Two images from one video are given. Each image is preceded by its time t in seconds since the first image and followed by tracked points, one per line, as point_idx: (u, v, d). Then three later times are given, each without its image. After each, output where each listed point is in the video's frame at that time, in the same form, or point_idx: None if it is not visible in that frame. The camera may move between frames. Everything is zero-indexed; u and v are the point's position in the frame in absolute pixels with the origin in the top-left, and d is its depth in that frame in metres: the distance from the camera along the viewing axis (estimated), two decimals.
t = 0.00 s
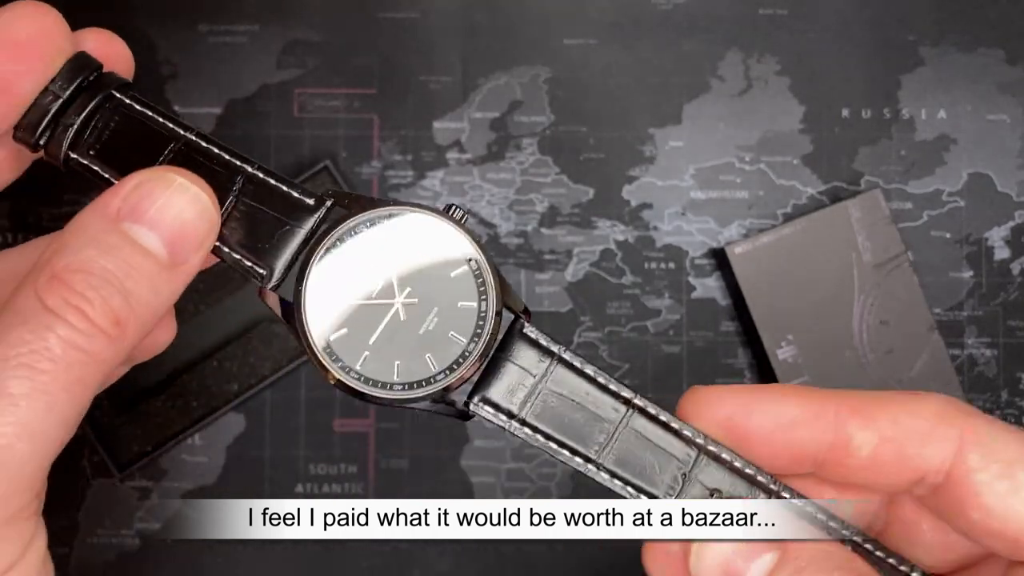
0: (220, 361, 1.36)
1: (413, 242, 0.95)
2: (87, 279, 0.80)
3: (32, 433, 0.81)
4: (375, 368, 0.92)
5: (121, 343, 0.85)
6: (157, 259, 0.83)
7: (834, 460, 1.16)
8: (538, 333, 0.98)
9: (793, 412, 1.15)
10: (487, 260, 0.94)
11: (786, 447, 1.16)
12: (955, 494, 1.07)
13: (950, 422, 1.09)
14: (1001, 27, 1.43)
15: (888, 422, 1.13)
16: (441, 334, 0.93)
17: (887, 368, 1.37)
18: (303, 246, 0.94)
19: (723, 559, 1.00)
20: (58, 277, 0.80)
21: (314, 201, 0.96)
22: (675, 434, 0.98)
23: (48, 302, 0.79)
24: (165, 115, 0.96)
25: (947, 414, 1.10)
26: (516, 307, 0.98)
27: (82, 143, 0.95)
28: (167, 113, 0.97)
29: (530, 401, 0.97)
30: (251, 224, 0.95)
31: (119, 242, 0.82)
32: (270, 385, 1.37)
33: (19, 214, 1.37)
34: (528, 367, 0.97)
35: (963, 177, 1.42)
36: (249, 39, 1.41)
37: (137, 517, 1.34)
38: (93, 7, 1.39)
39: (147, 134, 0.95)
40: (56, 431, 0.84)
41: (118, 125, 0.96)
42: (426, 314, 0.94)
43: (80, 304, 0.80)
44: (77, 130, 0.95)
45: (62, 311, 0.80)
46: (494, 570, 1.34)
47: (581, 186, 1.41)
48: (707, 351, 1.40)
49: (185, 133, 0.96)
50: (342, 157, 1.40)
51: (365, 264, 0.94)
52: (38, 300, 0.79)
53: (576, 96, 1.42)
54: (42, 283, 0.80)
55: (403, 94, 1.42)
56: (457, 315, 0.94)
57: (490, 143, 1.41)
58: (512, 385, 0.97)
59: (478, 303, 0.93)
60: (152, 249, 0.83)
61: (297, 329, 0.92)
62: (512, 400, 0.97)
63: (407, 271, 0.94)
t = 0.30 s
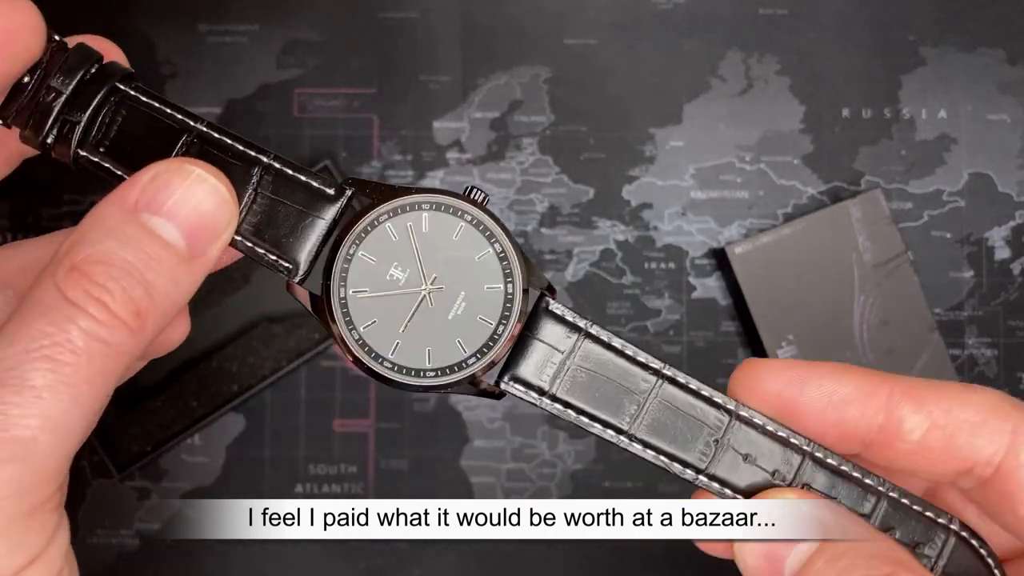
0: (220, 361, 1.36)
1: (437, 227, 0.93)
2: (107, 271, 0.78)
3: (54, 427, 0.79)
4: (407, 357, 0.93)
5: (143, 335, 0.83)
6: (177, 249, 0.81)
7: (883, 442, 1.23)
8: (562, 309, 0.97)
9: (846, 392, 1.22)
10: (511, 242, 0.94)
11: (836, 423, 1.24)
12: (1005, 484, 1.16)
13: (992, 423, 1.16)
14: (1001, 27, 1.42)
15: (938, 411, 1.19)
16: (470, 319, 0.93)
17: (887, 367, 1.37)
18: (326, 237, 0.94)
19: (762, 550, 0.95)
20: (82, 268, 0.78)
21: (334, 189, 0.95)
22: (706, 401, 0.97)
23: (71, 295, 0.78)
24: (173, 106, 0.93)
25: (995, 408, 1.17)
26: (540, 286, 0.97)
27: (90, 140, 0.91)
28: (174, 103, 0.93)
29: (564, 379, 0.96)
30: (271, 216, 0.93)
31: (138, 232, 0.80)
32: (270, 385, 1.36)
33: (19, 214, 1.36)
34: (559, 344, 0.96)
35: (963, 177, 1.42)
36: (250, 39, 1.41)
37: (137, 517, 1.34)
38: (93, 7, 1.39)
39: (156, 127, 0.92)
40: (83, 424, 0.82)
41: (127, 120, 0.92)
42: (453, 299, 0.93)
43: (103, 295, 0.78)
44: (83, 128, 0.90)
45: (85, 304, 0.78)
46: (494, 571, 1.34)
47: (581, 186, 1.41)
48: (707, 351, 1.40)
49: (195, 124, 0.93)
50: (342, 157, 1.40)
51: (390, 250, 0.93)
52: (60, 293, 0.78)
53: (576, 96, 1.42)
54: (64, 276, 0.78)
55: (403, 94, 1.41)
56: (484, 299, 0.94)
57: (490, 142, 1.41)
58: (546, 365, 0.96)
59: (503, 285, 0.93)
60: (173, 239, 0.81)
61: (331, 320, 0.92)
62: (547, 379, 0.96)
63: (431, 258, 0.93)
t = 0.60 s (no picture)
0: (220, 361, 1.35)
1: (429, 213, 0.93)
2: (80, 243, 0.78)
3: (19, 401, 0.78)
4: (396, 344, 0.92)
5: (117, 311, 0.83)
6: (154, 222, 0.81)
7: (875, 442, 1.22)
8: (552, 300, 0.96)
9: (838, 392, 1.21)
10: (502, 230, 0.93)
11: (828, 422, 1.24)
12: (995, 485, 1.13)
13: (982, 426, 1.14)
14: (1001, 27, 1.42)
15: (927, 411, 1.18)
16: (459, 307, 0.93)
17: (887, 367, 1.37)
18: (315, 220, 0.94)
19: (750, 550, 0.96)
20: (56, 238, 0.78)
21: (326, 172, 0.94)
22: (688, 393, 0.97)
23: (43, 266, 0.77)
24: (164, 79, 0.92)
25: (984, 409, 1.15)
26: (527, 274, 0.96)
27: (68, 108, 0.89)
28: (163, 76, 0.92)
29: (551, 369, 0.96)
30: (261, 197, 0.93)
31: (115, 204, 0.80)
32: (270, 385, 1.36)
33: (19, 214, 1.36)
34: (549, 335, 0.96)
35: (963, 177, 1.42)
36: (250, 39, 1.41)
37: (138, 517, 1.34)
38: (94, 6, 1.39)
39: (142, 99, 0.91)
40: (49, 399, 0.81)
41: (108, 90, 0.90)
42: (443, 286, 0.93)
43: (75, 267, 0.78)
44: (61, 95, 0.88)
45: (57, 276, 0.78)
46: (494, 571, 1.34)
47: (581, 186, 1.41)
48: (707, 351, 1.40)
49: (182, 97, 0.91)
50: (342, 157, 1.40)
51: (380, 236, 0.92)
52: (31, 264, 0.77)
53: (577, 95, 1.42)
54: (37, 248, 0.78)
55: (403, 94, 1.41)
56: (474, 287, 0.93)
57: (491, 143, 1.41)
58: (535, 356, 0.96)
59: (494, 274, 0.93)
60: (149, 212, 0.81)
61: (320, 306, 0.92)
62: (535, 370, 0.96)
63: (423, 245, 0.93)
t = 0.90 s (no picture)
0: (220, 361, 1.35)
1: (425, 215, 0.93)
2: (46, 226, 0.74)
3: None
4: (385, 347, 0.91)
5: (87, 302, 0.78)
6: (128, 209, 0.76)
7: (859, 462, 1.20)
8: (546, 309, 0.96)
9: (821, 413, 1.20)
10: (501, 236, 0.93)
11: (811, 445, 1.21)
12: (980, 499, 1.07)
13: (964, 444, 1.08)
14: (1001, 27, 1.42)
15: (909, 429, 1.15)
16: (452, 312, 0.92)
17: (888, 367, 1.37)
18: (306, 213, 0.94)
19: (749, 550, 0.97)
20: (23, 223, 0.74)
21: (320, 165, 0.94)
22: (676, 410, 0.97)
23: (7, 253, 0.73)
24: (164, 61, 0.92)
25: (967, 423, 1.10)
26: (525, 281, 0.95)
27: (56, 84, 0.89)
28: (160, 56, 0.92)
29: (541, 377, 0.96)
30: (252, 186, 0.93)
31: (87, 188, 0.75)
32: (270, 385, 1.36)
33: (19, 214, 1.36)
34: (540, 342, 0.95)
35: (963, 177, 1.42)
36: (250, 39, 1.41)
37: (137, 517, 1.34)
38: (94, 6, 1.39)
39: (135, 76, 0.91)
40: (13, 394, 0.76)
41: (99, 64, 0.90)
42: (437, 291, 0.92)
43: (42, 254, 0.73)
44: (49, 68, 0.88)
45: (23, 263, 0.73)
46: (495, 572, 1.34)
47: (581, 186, 1.41)
48: (707, 351, 1.40)
49: (175, 77, 0.91)
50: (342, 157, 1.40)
51: (372, 237, 0.92)
52: None
53: (577, 95, 1.42)
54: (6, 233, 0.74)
55: (403, 94, 1.41)
56: (467, 292, 0.92)
57: (491, 142, 1.41)
58: (523, 363, 0.95)
59: (489, 280, 0.92)
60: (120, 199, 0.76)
61: (309, 304, 0.92)
62: (523, 376, 0.95)
63: (419, 247, 0.92)
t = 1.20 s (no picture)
0: (220, 361, 1.35)
1: (395, 308, 0.88)
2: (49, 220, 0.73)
3: None
4: (307, 413, 0.88)
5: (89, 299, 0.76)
6: (130, 205, 0.76)
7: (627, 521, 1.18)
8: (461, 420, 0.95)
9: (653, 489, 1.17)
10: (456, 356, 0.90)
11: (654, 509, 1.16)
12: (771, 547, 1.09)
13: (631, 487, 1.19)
14: (1001, 26, 1.42)
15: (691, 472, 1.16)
16: (380, 403, 0.89)
17: (888, 368, 1.37)
18: (286, 267, 0.86)
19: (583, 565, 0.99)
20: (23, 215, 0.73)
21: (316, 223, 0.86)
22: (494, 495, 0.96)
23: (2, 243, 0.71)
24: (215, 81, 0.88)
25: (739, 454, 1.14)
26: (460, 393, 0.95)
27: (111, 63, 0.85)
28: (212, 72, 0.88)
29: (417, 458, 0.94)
30: (245, 217, 0.86)
31: (91, 186, 0.75)
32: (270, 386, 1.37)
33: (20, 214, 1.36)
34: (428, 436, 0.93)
35: (963, 177, 1.42)
36: (249, 39, 1.40)
37: (137, 517, 1.34)
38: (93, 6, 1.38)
39: (181, 79, 0.86)
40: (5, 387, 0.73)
41: (153, 61, 0.86)
42: (375, 380, 0.89)
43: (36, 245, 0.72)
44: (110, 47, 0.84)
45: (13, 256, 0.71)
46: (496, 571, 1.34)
47: (581, 186, 1.41)
48: (707, 351, 1.40)
49: (218, 93, 0.87)
50: (342, 157, 1.40)
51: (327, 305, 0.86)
52: None
53: (576, 95, 1.42)
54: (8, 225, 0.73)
55: (403, 94, 1.41)
56: (401, 388, 0.90)
57: (491, 142, 1.41)
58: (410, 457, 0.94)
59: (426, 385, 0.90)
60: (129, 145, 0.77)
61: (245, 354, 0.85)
62: (410, 469, 0.94)
63: (377, 331, 0.88)
